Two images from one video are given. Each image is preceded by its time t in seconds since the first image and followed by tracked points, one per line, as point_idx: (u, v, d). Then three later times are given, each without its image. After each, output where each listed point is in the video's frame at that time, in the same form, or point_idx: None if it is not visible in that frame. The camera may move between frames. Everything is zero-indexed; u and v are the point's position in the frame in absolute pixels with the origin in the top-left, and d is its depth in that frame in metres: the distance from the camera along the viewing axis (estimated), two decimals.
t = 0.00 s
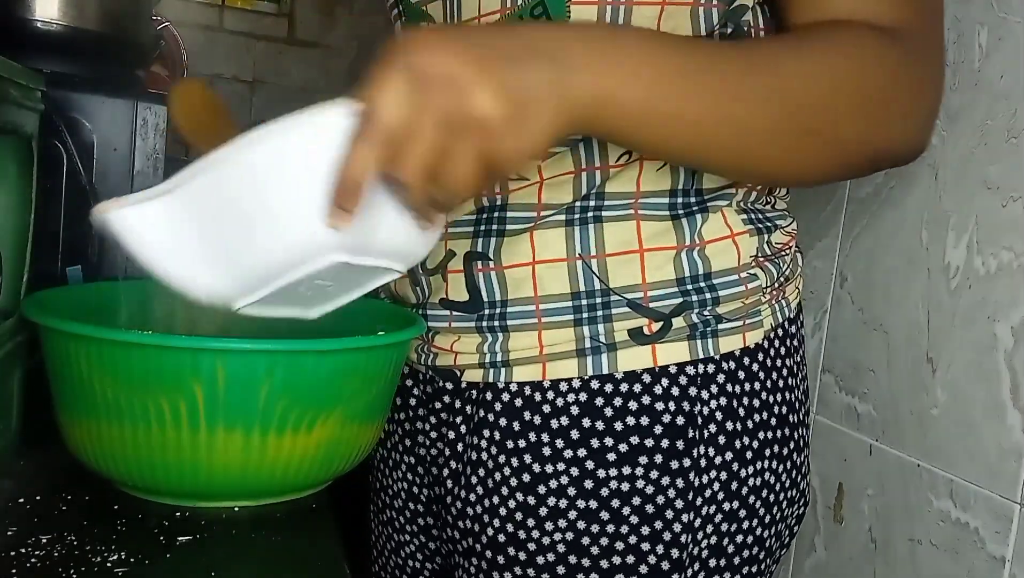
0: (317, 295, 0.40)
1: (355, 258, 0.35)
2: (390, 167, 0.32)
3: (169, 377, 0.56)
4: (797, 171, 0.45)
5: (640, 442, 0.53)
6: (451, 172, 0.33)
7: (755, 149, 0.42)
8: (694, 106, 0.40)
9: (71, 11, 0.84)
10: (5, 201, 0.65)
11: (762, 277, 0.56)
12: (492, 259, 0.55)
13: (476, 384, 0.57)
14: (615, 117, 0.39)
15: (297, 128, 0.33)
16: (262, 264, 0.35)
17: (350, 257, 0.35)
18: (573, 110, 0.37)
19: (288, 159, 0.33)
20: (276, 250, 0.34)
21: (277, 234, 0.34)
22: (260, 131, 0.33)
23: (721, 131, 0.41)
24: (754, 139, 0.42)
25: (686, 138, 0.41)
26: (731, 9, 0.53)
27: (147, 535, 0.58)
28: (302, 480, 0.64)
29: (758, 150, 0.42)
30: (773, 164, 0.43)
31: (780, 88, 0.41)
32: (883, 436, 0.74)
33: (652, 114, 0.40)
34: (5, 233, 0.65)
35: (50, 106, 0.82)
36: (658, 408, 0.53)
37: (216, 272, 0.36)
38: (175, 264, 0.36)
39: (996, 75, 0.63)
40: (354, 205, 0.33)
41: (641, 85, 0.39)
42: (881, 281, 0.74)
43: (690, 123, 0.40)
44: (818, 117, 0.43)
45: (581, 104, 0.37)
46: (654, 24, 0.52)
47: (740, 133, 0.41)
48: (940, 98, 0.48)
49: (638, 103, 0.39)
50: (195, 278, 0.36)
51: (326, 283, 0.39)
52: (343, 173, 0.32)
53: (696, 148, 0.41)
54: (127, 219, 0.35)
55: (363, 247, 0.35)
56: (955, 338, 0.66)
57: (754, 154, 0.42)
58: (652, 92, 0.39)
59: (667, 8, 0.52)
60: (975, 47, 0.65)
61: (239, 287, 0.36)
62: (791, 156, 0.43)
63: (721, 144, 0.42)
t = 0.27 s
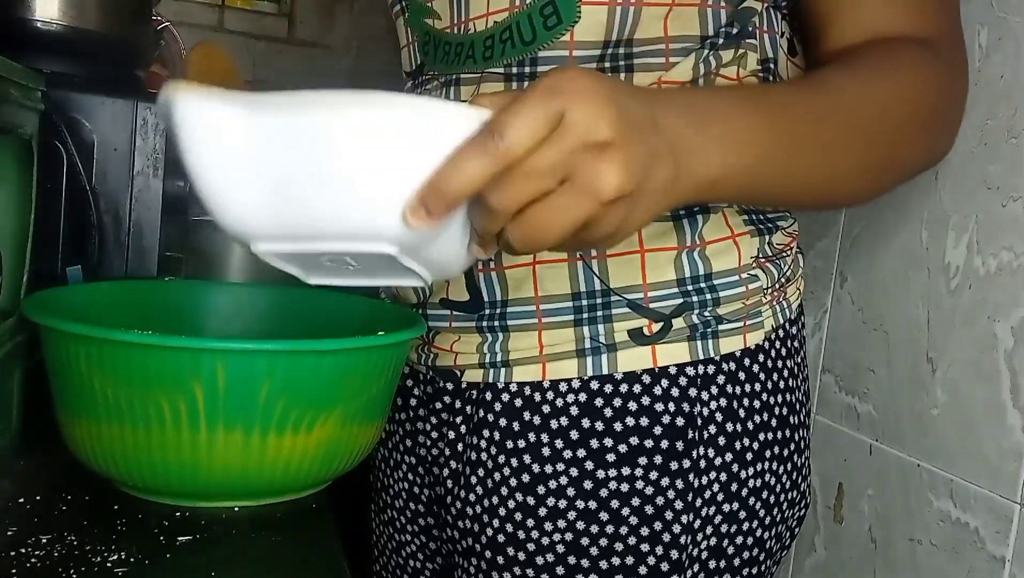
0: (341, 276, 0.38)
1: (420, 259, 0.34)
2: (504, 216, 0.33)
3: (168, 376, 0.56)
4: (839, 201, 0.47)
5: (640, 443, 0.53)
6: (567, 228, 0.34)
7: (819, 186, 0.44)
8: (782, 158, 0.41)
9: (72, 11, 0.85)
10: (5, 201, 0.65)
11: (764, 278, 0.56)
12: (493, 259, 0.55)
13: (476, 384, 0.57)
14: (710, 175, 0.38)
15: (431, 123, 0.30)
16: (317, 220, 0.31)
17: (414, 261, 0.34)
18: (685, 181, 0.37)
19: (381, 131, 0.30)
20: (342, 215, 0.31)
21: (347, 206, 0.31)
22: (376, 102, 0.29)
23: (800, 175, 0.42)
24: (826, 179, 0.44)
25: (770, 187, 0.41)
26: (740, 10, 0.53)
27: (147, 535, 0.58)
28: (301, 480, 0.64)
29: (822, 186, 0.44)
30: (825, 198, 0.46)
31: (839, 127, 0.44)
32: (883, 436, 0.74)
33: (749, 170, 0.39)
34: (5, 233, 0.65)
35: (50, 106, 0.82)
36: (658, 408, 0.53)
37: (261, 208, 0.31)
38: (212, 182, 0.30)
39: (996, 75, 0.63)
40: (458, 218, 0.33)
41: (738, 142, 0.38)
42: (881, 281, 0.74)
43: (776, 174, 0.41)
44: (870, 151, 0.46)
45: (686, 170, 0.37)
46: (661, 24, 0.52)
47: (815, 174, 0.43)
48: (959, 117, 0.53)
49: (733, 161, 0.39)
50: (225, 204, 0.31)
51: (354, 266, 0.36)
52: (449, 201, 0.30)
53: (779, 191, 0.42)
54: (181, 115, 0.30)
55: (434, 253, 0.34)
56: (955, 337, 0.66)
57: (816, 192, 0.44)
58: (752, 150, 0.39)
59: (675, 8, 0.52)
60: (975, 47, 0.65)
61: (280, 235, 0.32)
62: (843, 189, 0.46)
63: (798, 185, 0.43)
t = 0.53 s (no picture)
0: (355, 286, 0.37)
1: (426, 248, 0.33)
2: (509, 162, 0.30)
3: (169, 377, 0.56)
4: (849, 191, 0.46)
5: (652, 443, 0.53)
6: (574, 169, 0.31)
7: (825, 170, 0.43)
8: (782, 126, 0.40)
9: (71, 11, 0.80)
10: (6, 200, 0.65)
11: (772, 279, 0.56)
12: (504, 260, 0.55)
13: (485, 385, 0.57)
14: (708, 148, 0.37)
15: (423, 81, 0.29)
16: (316, 212, 0.30)
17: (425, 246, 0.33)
18: (685, 143, 0.35)
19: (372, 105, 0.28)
20: (343, 203, 0.29)
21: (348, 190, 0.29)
22: (366, 68, 0.28)
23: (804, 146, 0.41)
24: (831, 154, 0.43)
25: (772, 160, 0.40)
26: (749, 16, 0.53)
27: (147, 535, 0.58)
28: (300, 481, 0.64)
29: (828, 169, 0.43)
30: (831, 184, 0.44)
31: (837, 99, 0.43)
32: (883, 436, 0.74)
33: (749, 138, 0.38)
34: (5, 233, 0.65)
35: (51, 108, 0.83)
36: (669, 409, 0.53)
37: (262, 207, 0.30)
38: (207, 184, 0.29)
39: (996, 75, 0.63)
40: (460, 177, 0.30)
41: (736, 107, 0.37)
42: (882, 281, 0.74)
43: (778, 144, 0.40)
44: (874, 128, 0.45)
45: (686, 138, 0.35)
46: (670, 29, 0.52)
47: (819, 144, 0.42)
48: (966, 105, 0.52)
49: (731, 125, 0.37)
50: (223, 205, 0.30)
51: (368, 269, 0.35)
52: (445, 147, 0.28)
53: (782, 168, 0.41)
54: (171, 117, 0.29)
55: (439, 237, 0.33)
56: (955, 338, 0.67)
57: (821, 175, 0.43)
58: (750, 111, 0.38)
59: (684, 13, 0.52)
60: (975, 47, 0.65)
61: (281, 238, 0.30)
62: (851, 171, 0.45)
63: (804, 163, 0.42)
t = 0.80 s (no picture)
0: (376, 289, 0.36)
1: (437, 215, 0.33)
2: (504, 95, 0.30)
3: (169, 376, 0.56)
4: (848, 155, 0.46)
5: (649, 443, 0.53)
6: (566, 93, 0.30)
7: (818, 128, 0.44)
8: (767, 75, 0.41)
9: (71, 11, 0.77)
10: (6, 200, 0.64)
11: (772, 279, 0.56)
12: (503, 260, 0.55)
13: (485, 385, 0.57)
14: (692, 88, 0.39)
15: (404, 44, 0.30)
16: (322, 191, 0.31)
17: (437, 213, 0.33)
18: (670, 73, 0.37)
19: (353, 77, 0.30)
20: (347, 176, 0.30)
21: (352, 164, 0.30)
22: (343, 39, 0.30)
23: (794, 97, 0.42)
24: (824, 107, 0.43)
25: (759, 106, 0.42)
26: (748, 12, 0.52)
27: (148, 535, 0.58)
28: (301, 481, 0.64)
29: (822, 127, 0.44)
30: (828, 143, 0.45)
31: (829, 58, 0.44)
32: (883, 436, 0.74)
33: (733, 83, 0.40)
34: (5, 233, 0.65)
35: (52, 109, 0.84)
36: (667, 409, 0.53)
37: (271, 199, 0.31)
38: (216, 187, 0.30)
39: (996, 75, 0.63)
40: (460, 122, 0.31)
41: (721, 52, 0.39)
42: (882, 281, 0.74)
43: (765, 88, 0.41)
44: (876, 91, 0.45)
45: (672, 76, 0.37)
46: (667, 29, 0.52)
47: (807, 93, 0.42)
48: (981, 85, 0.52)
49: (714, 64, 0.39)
50: (234, 205, 0.31)
51: (386, 259, 0.35)
52: (439, 77, 0.30)
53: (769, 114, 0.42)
54: (169, 129, 0.30)
55: (448, 206, 0.33)
56: (955, 338, 0.67)
57: (813, 132, 0.44)
58: (731, 54, 0.39)
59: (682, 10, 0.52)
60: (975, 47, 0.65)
61: (296, 225, 0.31)
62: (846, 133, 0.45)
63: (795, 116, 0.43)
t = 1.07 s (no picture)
0: (384, 281, 0.35)
1: (435, 186, 0.33)
2: (491, 55, 0.30)
3: (169, 376, 0.56)
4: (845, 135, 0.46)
5: (644, 444, 0.53)
6: (551, 49, 0.30)
7: (813, 108, 0.44)
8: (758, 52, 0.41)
9: (71, 11, 0.76)
10: (5, 200, 0.64)
11: (769, 279, 0.56)
12: (498, 260, 0.54)
13: (481, 384, 0.57)
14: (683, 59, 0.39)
15: (387, 20, 0.31)
16: (315, 160, 0.31)
17: (436, 184, 0.33)
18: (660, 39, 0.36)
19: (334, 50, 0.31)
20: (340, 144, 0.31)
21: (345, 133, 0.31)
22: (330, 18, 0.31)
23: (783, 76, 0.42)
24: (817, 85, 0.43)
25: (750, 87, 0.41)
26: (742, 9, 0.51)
27: (147, 535, 0.58)
28: (301, 481, 0.64)
29: (816, 107, 0.44)
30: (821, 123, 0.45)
31: (823, 44, 0.44)
32: (883, 436, 0.74)
33: (722, 62, 0.40)
34: (5, 233, 0.65)
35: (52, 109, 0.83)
36: (661, 409, 0.53)
37: (267, 171, 0.31)
38: (210, 165, 0.31)
39: (996, 75, 0.63)
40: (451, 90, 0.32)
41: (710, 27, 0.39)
42: (882, 281, 0.74)
43: (755, 67, 0.41)
44: (871, 78, 0.45)
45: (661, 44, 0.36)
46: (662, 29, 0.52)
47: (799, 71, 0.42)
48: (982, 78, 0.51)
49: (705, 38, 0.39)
50: (230, 182, 0.31)
51: (391, 241, 0.34)
52: (428, 39, 0.30)
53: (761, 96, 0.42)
54: (162, 113, 0.31)
55: (446, 177, 0.33)
56: (955, 338, 0.67)
57: (808, 113, 0.44)
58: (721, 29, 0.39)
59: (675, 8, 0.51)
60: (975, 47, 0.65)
61: (295, 201, 0.31)
62: (841, 112, 0.45)
63: (786, 96, 0.43)
